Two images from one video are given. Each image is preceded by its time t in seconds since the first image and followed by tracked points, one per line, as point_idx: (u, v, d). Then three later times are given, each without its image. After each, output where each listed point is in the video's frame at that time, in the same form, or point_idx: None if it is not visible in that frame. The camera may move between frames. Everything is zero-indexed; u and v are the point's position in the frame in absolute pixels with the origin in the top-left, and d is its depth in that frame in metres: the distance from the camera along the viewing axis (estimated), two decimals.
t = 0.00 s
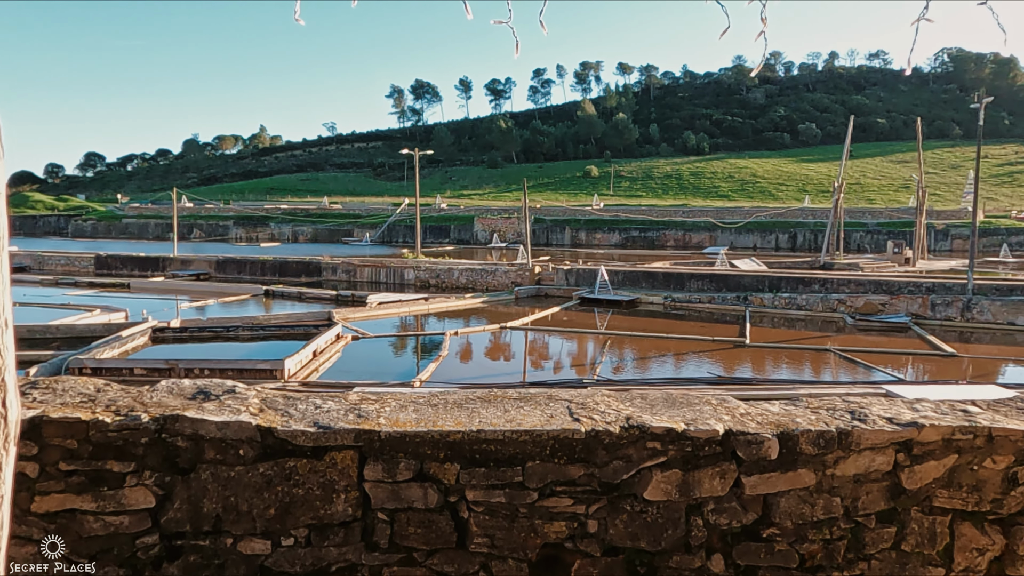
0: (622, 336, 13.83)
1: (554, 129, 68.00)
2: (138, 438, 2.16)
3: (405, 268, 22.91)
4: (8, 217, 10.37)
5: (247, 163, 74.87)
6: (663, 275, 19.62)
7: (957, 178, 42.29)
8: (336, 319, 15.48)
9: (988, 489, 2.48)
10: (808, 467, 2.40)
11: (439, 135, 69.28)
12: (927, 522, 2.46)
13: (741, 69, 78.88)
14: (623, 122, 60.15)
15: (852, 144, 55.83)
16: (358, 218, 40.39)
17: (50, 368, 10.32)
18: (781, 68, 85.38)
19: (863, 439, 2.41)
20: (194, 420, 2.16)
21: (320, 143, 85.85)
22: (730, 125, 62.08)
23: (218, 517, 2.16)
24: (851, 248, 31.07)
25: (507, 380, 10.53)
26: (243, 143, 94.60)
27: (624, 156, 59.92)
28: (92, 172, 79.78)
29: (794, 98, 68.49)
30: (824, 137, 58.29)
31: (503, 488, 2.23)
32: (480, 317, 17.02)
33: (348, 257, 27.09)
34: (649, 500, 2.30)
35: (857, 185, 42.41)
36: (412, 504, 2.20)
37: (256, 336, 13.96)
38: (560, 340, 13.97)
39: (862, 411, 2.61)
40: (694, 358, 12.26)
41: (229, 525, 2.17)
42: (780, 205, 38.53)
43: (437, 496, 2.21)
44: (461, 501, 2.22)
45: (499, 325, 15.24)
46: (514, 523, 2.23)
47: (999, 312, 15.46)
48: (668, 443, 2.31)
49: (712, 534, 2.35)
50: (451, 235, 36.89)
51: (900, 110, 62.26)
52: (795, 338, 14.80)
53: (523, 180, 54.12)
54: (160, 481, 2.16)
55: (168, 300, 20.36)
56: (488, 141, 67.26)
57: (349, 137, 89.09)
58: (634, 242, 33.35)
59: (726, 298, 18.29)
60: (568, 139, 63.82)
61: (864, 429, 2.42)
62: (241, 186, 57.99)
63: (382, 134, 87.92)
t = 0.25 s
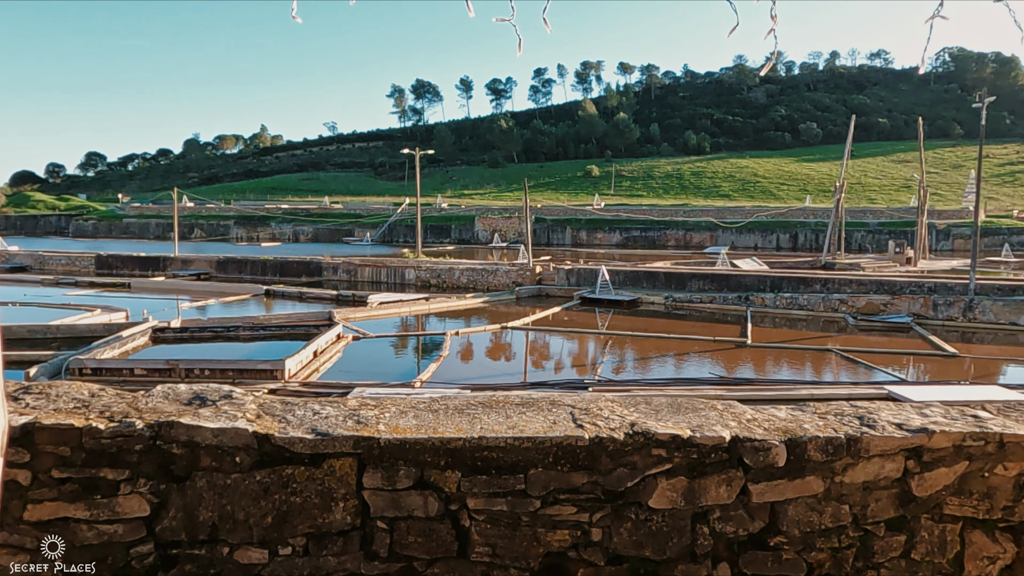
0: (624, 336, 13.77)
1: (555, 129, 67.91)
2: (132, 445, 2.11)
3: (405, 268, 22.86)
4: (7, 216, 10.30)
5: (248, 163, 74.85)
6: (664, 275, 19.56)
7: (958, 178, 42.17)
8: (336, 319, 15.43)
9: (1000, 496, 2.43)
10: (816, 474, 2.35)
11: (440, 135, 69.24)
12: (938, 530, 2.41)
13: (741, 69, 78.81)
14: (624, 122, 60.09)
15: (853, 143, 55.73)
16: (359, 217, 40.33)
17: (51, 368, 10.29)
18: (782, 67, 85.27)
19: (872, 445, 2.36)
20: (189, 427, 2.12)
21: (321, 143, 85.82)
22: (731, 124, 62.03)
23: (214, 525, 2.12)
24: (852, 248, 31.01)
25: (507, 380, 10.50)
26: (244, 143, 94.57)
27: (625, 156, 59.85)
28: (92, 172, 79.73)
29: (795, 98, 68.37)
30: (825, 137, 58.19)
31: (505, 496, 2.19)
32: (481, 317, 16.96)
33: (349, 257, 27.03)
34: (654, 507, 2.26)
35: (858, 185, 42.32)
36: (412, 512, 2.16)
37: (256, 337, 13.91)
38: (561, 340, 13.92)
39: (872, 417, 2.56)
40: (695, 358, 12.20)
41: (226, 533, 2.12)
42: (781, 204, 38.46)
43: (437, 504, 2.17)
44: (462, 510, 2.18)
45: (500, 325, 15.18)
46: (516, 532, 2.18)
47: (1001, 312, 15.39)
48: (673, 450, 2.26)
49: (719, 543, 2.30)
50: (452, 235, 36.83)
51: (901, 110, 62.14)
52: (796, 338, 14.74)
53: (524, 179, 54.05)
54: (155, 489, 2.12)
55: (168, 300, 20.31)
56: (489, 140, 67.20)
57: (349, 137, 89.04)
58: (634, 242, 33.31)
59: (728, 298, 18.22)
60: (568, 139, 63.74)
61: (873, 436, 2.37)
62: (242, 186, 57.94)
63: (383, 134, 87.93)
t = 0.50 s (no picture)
0: (626, 337, 13.72)
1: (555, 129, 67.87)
2: (126, 452, 2.07)
3: (406, 268, 22.83)
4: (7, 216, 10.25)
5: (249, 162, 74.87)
6: (666, 275, 19.51)
7: (960, 177, 42.07)
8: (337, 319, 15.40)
9: (1011, 503, 2.38)
10: (824, 481, 2.30)
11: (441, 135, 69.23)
12: (949, 538, 2.36)
13: (743, 68, 78.73)
14: (625, 121, 60.04)
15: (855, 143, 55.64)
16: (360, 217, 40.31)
17: (51, 369, 10.25)
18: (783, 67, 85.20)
19: (881, 451, 2.31)
20: (184, 433, 2.07)
21: (322, 142, 85.85)
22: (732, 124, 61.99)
23: (210, 533, 2.07)
24: (853, 248, 30.92)
25: (507, 380, 10.47)
26: (245, 143, 94.66)
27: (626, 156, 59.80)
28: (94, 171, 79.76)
29: (796, 98, 68.27)
30: (826, 137, 58.10)
31: (507, 504, 2.14)
32: (482, 317, 16.92)
33: (350, 257, 26.99)
34: (659, 515, 2.21)
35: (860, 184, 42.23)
36: (412, 520, 2.11)
37: (257, 337, 13.87)
38: (562, 340, 13.88)
39: (881, 422, 2.51)
40: (696, 358, 12.13)
41: (222, 542, 2.08)
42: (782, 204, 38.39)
43: (438, 512, 2.12)
44: (462, 518, 2.13)
45: (501, 325, 15.13)
46: (518, 541, 2.14)
47: (1003, 312, 15.33)
48: (679, 457, 2.22)
49: (724, 551, 2.25)
50: (453, 234, 36.81)
51: (902, 110, 62.05)
52: (798, 338, 14.69)
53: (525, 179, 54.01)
54: (149, 497, 2.08)
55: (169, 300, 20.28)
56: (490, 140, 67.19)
57: (350, 137, 89.07)
58: (636, 242, 33.28)
59: (729, 298, 18.15)
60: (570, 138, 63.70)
61: (883, 442, 2.32)
62: (243, 185, 57.95)
63: (384, 134, 87.94)
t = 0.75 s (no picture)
0: (627, 337, 13.68)
1: (556, 128, 67.72)
2: (118, 458, 2.02)
3: (407, 267, 22.79)
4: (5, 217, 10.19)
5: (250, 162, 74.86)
6: (667, 275, 19.44)
7: (961, 178, 42.01)
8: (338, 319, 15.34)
9: None
10: (832, 489, 2.25)
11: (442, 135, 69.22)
12: (962, 547, 2.30)
13: (744, 68, 78.63)
14: (626, 121, 60.00)
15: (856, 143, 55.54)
16: (361, 217, 40.27)
17: (51, 369, 10.19)
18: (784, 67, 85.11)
19: (890, 457, 2.26)
20: (177, 439, 2.03)
21: (323, 142, 85.83)
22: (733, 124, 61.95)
23: (204, 543, 2.03)
24: (855, 248, 30.85)
25: (508, 380, 10.43)
26: (246, 143, 94.78)
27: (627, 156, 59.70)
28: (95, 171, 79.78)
29: (797, 98, 68.17)
30: (827, 137, 58.02)
31: (508, 513, 2.09)
32: (483, 317, 16.86)
33: (350, 257, 26.94)
34: (664, 524, 2.16)
35: (861, 184, 42.15)
36: (412, 528, 2.06)
37: (258, 337, 13.81)
38: (563, 340, 13.84)
39: (889, 427, 2.47)
40: (697, 358, 12.07)
41: (217, 552, 2.03)
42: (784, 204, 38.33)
43: (438, 520, 2.07)
44: (464, 527, 2.09)
45: (502, 325, 15.07)
46: (521, 549, 2.09)
47: (1006, 312, 15.24)
48: (684, 464, 2.17)
49: (730, 560, 2.19)
50: (454, 234, 36.78)
51: (903, 110, 61.97)
52: (799, 338, 14.63)
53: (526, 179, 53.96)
54: (141, 505, 2.03)
55: (169, 300, 20.23)
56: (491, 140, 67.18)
57: (352, 137, 89.12)
58: (637, 242, 33.24)
59: (730, 299, 18.09)
60: (571, 138, 63.64)
61: (893, 448, 2.27)
62: (244, 185, 57.93)
63: (385, 134, 87.93)
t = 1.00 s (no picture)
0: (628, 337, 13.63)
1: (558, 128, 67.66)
2: (111, 465, 1.98)
3: (408, 268, 22.75)
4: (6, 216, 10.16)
5: (251, 163, 74.86)
6: (668, 276, 19.37)
7: (963, 177, 41.93)
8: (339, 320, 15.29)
9: None
10: (841, 495, 2.21)
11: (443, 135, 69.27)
12: (972, 553, 2.25)
13: (745, 68, 78.55)
14: (627, 121, 59.98)
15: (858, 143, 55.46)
16: (362, 217, 40.25)
17: (51, 370, 10.15)
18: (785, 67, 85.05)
19: (901, 464, 2.21)
20: (172, 445, 1.98)
21: (324, 142, 85.83)
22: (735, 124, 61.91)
23: (198, 551, 1.98)
24: (856, 248, 30.75)
25: (509, 380, 10.38)
26: (248, 143, 94.84)
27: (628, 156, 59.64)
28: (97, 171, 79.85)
29: (799, 98, 68.10)
30: (829, 137, 57.93)
31: (510, 519, 2.04)
32: (484, 318, 16.82)
33: (351, 257, 26.89)
34: (669, 531, 2.11)
35: (862, 184, 42.08)
36: (411, 536, 2.02)
37: (259, 337, 13.77)
38: (563, 340, 13.80)
39: (899, 431, 2.42)
40: (698, 359, 12.04)
41: (212, 559, 1.98)
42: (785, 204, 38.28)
43: (438, 528, 2.03)
44: (464, 534, 2.04)
45: (503, 326, 15.03)
46: (523, 557, 2.04)
47: (1008, 313, 15.18)
48: (690, 470, 2.12)
49: (736, 567, 2.15)
50: (455, 234, 36.75)
51: (905, 110, 61.87)
52: (802, 339, 14.58)
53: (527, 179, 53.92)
54: (135, 512, 1.99)
55: (170, 300, 20.19)
56: (492, 140, 67.15)
57: (353, 137, 89.19)
58: (638, 242, 33.19)
59: (732, 299, 18.04)
60: (572, 138, 63.59)
61: (902, 453, 2.22)
62: (245, 185, 57.95)
63: (386, 134, 87.96)
